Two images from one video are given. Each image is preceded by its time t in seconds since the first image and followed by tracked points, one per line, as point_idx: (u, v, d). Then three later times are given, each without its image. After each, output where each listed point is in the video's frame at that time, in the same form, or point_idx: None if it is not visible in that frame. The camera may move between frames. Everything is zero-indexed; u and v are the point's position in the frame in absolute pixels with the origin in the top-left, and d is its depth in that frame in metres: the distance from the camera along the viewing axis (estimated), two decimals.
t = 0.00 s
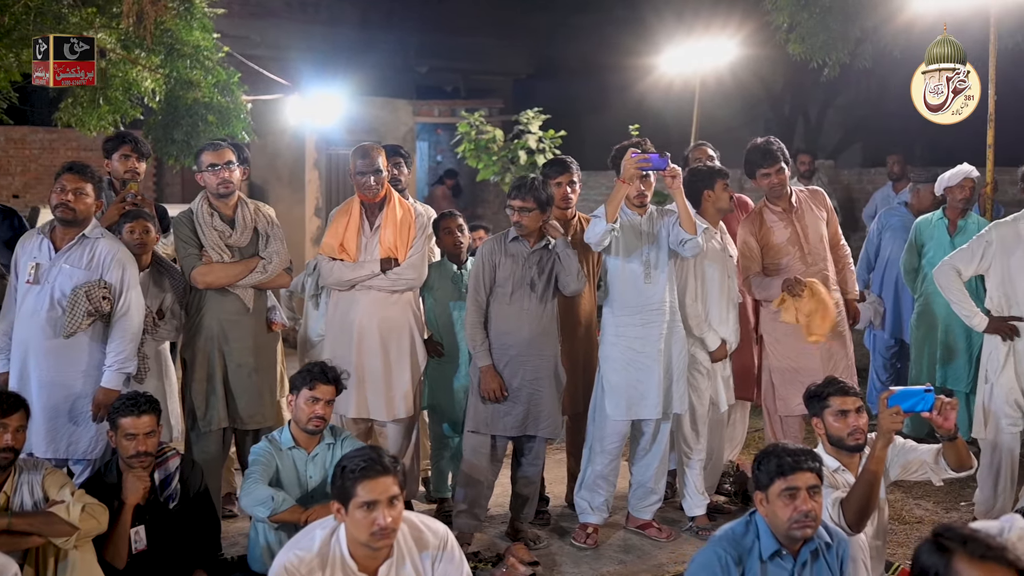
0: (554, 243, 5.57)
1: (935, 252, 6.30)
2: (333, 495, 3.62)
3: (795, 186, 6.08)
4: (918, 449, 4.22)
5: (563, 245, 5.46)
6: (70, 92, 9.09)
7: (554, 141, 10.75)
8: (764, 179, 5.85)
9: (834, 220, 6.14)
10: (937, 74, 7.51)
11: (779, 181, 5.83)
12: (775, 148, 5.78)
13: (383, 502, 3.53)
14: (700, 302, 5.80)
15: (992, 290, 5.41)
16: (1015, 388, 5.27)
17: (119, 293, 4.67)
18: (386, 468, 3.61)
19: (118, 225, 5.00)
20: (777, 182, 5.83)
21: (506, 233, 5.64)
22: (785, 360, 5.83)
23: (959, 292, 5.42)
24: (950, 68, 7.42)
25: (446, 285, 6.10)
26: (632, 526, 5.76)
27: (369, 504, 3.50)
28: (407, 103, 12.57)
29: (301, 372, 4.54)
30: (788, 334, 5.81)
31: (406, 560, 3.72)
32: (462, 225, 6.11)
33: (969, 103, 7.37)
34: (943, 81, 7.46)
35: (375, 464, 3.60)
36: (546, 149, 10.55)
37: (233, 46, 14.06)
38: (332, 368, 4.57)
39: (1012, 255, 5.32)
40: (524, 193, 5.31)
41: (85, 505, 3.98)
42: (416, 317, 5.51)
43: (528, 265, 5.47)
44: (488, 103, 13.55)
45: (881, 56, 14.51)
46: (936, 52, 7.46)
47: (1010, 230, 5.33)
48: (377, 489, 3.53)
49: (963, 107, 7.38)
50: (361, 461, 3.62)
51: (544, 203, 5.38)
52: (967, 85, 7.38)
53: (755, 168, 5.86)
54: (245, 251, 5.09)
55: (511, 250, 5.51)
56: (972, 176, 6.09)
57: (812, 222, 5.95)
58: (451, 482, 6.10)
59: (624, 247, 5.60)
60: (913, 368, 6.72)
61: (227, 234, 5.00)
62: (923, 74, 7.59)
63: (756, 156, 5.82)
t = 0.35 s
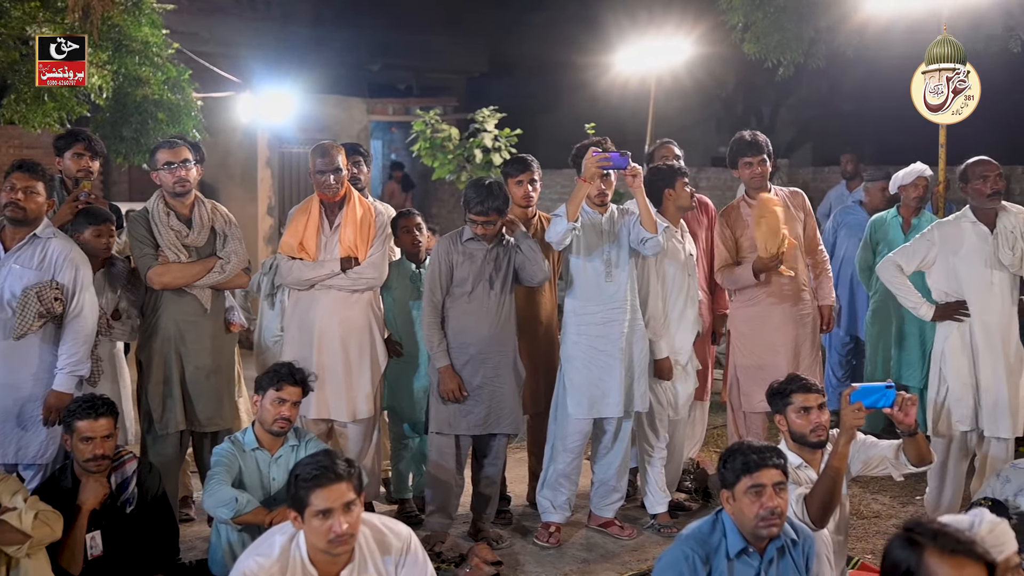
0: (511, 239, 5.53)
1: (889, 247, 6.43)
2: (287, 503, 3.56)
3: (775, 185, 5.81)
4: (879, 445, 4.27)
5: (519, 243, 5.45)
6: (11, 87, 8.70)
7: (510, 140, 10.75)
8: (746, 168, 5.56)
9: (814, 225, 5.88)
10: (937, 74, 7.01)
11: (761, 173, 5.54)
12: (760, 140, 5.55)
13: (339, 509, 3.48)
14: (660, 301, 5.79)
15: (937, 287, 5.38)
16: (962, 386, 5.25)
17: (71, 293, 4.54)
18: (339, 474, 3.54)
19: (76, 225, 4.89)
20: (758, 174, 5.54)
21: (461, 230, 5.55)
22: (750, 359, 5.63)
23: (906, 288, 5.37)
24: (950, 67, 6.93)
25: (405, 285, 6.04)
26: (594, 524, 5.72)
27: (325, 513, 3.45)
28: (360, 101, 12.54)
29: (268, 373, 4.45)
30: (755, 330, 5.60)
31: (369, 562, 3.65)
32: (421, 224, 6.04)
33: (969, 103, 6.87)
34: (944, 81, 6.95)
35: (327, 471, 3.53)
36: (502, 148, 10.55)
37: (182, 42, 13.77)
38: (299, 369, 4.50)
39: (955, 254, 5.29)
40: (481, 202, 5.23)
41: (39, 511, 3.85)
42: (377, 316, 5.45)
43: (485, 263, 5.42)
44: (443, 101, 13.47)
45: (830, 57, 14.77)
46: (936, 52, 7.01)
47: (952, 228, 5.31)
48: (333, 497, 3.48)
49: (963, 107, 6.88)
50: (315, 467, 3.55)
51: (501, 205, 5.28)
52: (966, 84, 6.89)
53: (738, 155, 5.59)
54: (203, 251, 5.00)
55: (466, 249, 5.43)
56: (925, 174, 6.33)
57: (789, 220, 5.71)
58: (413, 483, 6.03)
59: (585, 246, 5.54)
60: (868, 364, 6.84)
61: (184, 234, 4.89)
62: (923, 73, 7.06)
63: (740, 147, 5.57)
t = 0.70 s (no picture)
0: (456, 236, 5.38)
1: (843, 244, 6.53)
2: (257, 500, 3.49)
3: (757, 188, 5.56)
4: (837, 441, 4.29)
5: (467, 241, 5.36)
6: None
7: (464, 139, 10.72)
8: (728, 162, 5.39)
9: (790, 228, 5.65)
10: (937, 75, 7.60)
11: (742, 168, 5.38)
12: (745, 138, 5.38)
13: (310, 506, 3.43)
14: (618, 300, 5.70)
15: (885, 288, 5.44)
16: (910, 385, 5.27)
17: (17, 295, 4.41)
18: (311, 470, 3.50)
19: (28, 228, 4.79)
20: (741, 169, 5.37)
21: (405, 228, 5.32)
22: (716, 356, 5.39)
23: (856, 294, 5.43)
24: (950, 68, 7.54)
25: (362, 284, 5.96)
26: (553, 524, 5.62)
27: (297, 510, 3.40)
28: (311, 100, 12.44)
29: (220, 375, 4.38)
30: (722, 330, 5.37)
31: (335, 562, 3.58)
32: (375, 223, 6.01)
33: (968, 103, 7.52)
34: (944, 81, 7.56)
35: (301, 467, 3.49)
36: (455, 147, 10.51)
37: (127, 40, 13.48)
38: (252, 370, 4.43)
39: (901, 253, 5.35)
40: (433, 204, 5.06)
41: None
42: (334, 316, 5.37)
43: (434, 261, 5.22)
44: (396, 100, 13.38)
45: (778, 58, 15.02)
46: (936, 53, 7.59)
47: (895, 228, 5.37)
48: (304, 494, 3.43)
49: (963, 107, 7.51)
50: (286, 464, 3.50)
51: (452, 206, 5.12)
52: (966, 85, 7.52)
53: (722, 149, 5.41)
54: (155, 252, 4.90)
55: (412, 249, 5.21)
56: (878, 173, 6.38)
57: (764, 221, 5.50)
58: (369, 485, 5.93)
59: (543, 246, 5.37)
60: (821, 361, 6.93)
61: (136, 234, 4.80)
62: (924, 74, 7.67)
63: (724, 143, 5.39)
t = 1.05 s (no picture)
0: (399, 236, 5.27)
1: (795, 243, 6.61)
2: (229, 495, 3.43)
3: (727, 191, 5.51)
4: (794, 438, 4.31)
5: (406, 241, 5.23)
6: None
7: (417, 139, 10.67)
8: (702, 161, 5.30)
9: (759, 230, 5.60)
10: (935, 75, 7.40)
11: (715, 167, 5.29)
12: (718, 137, 5.28)
13: (286, 502, 3.37)
14: (573, 300, 5.68)
15: (829, 291, 5.24)
16: (852, 386, 5.05)
17: None
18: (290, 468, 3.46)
19: None
20: (714, 168, 5.28)
21: (345, 230, 5.21)
22: (678, 354, 5.33)
23: (800, 294, 5.20)
24: (949, 68, 7.32)
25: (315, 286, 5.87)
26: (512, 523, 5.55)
27: (272, 505, 3.34)
28: (261, 99, 12.27)
29: (166, 378, 4.29)
30: (686, 330, 5.30)
31: (300, 564, 3.50)
32: (327, 223, 5.96)
33: (968, 104, 7.28)
34: (943, 81, 7.34)
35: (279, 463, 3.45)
36: (408, 147, 10.45)
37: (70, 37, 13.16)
38: (199, 373, 4.34)
39: (843, 255, 5.18)
40: (374, 205, 4.98)
41: None
42: (288, 316, 5.29)
43: (376, 263, 5.11)
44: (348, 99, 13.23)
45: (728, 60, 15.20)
46: (936, 52, 7.32)
47: (837, 231, 5.19)
48: (280, 489, 3.38)
49: (963, 107, 7.28)
50: (264, 460, 3.46)
51: (392, 204, 5.05)
52: (965, 86, 7.29)
53: (695, 149, 5.32)
54: (105, 253, 4.80)
55: (353, 250, 5.10)
56: (831, 173, 6.56)
57: (732, 224, 5.44)
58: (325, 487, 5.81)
59: (500, 245, 5.29)
60: (775, 359, 7.00)
61: (84, 234, 4.70)
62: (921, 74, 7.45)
63: (697, 143, 5.29)
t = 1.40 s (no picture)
0: (347, 238, 5.22)
1: (753, 242, 6.68)
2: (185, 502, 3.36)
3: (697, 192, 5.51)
4: (753, 437, 4.32)
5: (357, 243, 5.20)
6: None
7: (375, 138, 10.61)
8: (671, 160, 5.27)
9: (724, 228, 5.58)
10: (937, 75, 7.90)
11: (684, 166, 5.27)
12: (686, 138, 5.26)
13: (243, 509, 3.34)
14: (531, 301, 5.66)
15: (787, 291, 5.25)
16: (808, 385, 5.08)
17: None
18: (247, 472, 3.40)
19: None
20: (683, 167, 5.26)
21: (290, 232, 5.13)
22: (641, 353, 5.34)
23: (758, 295, 5.20)
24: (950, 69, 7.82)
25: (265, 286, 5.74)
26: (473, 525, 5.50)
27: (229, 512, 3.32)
28: (216, 99, 12.19)
29: (115, 382, 4.20)
30: (651, 328, 5.31)
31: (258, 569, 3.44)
32: (279, 225, 5.93)
33: (969, 103, 7.74)
34: (944, 81, 7.83)
35: (236, 468, 3.39)
36: (367, 147, 10.38)
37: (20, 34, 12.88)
38: (151, 375, 4.26)
39: (798, 255, 5.19)
40: (318, 209, 4.89)
41: None
42: (244, 318, 5.22)
43: (322, 267, 5.05)
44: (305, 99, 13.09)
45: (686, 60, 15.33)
46: (937, 52, 7.85)
47: (792, 231, 5.21)
48: (237, 496, 3.33)
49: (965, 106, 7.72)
50: (222, 464, 3.39)
51: (336, 207, 4.96)
52: (966, 85, 7.77)
53: (665, 148, 5.29)
54: (55, 254, 4.71)
55: (300, 253, 5.02)
56: (789, 173, 6.55)
57: (699, 224, 5.44)
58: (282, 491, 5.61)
59: (459, 245, 5.26)
60: (735, 359, 7.05)
61: (34, 235, 4.59)
62: (923, 74, 7.95)
63: (667, 142, 5.27)
